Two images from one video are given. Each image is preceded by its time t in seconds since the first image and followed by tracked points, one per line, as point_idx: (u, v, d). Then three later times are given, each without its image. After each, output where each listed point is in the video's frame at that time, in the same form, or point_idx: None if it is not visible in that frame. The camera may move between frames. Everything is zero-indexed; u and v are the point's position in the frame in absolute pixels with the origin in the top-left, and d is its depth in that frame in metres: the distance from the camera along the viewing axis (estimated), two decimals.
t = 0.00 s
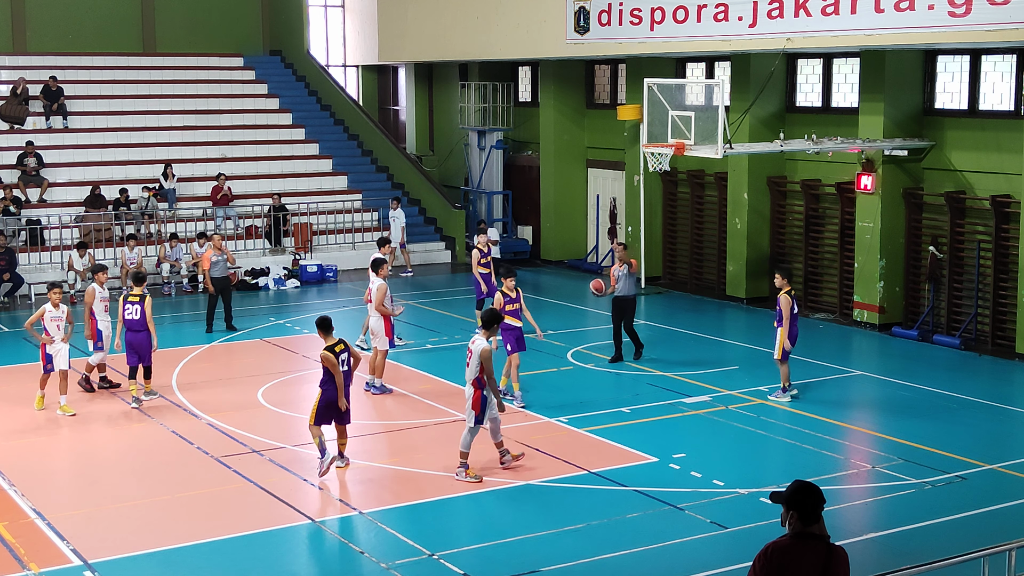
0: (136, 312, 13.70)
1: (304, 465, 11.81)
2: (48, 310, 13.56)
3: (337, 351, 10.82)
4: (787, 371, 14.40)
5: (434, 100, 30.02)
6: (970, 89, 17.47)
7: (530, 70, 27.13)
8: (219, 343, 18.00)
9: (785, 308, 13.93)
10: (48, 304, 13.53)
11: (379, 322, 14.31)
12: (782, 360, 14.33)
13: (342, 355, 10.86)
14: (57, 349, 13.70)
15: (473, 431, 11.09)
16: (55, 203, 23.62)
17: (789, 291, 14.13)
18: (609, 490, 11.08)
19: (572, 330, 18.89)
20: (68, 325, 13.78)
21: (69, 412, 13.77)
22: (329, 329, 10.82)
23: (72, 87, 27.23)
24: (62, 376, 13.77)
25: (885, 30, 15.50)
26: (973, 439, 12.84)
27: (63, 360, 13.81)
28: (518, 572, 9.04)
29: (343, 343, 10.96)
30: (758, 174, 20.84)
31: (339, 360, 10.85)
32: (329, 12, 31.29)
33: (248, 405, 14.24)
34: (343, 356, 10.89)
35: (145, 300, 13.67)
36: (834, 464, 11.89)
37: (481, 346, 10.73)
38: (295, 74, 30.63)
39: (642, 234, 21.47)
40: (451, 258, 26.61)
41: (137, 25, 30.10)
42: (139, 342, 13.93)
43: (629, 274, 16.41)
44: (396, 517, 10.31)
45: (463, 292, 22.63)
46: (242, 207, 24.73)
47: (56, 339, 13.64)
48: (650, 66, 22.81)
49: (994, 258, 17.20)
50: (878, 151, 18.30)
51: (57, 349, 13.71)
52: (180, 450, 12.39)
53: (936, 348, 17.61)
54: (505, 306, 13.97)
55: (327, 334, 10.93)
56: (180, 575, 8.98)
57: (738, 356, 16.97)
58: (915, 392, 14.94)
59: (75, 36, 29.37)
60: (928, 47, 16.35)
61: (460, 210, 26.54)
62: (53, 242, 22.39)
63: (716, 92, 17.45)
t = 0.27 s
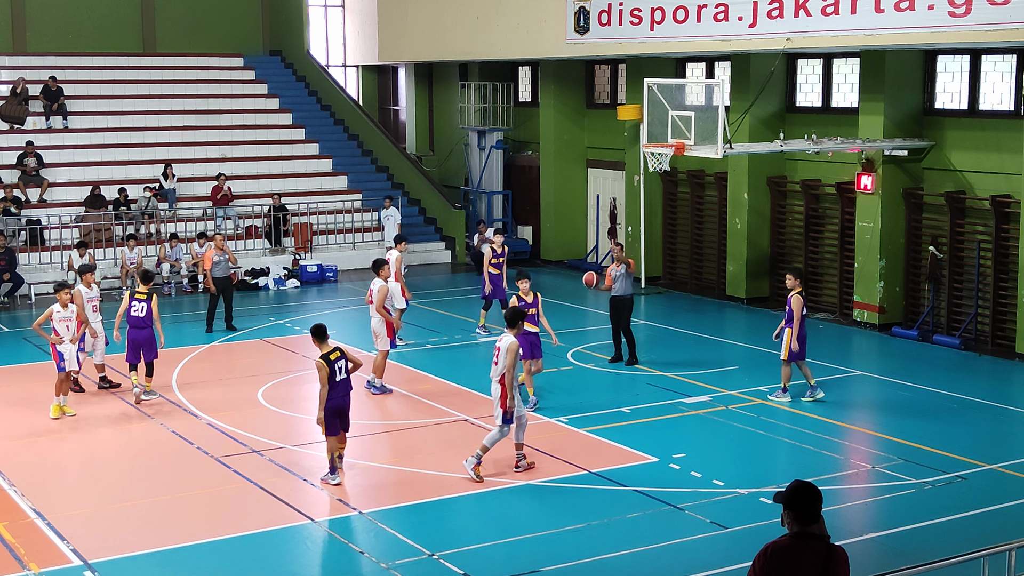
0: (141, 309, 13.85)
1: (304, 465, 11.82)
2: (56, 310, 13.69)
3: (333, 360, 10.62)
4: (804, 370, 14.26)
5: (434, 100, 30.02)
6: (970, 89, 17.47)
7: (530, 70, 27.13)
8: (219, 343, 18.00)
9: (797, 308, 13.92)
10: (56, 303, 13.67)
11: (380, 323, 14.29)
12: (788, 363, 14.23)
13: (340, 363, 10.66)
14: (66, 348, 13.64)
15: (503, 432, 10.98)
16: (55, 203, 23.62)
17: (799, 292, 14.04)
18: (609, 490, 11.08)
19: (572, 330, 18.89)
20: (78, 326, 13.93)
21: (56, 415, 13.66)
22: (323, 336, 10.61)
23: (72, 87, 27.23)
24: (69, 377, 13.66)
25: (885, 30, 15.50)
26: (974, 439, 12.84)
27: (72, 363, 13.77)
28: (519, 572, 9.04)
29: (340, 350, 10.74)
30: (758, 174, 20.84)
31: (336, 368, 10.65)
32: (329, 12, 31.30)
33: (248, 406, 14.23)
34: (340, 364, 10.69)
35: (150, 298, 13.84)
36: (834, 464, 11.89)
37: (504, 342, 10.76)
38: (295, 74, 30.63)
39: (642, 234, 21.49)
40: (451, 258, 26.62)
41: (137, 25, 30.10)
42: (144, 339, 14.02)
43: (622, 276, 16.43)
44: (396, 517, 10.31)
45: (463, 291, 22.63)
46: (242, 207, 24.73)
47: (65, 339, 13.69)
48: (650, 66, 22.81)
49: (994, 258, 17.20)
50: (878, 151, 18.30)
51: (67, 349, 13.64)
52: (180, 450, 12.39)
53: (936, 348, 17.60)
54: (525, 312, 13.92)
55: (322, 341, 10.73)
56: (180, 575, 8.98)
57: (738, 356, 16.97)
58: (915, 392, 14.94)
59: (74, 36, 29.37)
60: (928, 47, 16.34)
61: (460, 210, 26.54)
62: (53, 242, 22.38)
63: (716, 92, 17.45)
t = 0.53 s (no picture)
0: (143, 306, 13.93)
1: (304, 465, 11.82)
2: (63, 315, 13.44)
3: (332, 360, 10.61)
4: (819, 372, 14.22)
5: (434, 100, 30.02)
6: (970, 89, 17.47)
7: (530, 70, 27.13)
8: (219, 343, 18.00)
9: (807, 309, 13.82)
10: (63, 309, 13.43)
11: (380, 324, 14.28)
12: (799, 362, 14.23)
13: (338, 364, 10.62)
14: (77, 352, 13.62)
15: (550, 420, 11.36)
16: (55, 203, 23.62)
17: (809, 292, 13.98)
18: (609, 490, 11.08)
19: (572, 330, 18.89)
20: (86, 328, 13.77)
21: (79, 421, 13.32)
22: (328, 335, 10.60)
23: (72, 87, 27.23)
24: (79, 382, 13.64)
25: (885, 30, 15.50)
26: (974, 439, 12.84)
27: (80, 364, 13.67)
28: (519, 572, 9.04)
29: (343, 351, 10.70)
30: (758, 175, 20.84)
31: (334, 369, 10.62)
32: (329, 12, 31.30)
33: (248, 406, 14.24)
34: (339, 365, 10.66)
35: (152, 295, 13.97)
36: (834, 464, 11.89)
37: (529, 338, 10.96)
38: (295, 74, 30.64)
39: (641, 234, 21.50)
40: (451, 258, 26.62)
41: (137, 25, 30.10)
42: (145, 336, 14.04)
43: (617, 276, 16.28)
44: (396, 517, 10.31)
45: (462, 291, 22.63)
46: (242, 207, 24.73)
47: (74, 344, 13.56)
48: (650, 67, 22.81)
49: (994, 258, 17.20)
50: (878, 151, 18.30)
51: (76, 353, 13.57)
52: (180, 450, 12.39)
53: (936, 348, 17.61)
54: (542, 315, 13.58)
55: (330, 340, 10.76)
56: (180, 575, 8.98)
57: (738, 356, 16.97)
58: (915, 392, 14.94)
59: (74, 36, 29.36)
60: (928, 47, 16.34)
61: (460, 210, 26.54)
62: (53, 242, 22.38)
63: (716, 92, 17.45)
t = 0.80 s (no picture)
0: (140, 305, 13.88)
1: (304, 465, 11.82)
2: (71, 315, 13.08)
3: (337, 362, 10.53)
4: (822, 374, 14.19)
5: (434, 101, 30.02)
6: (970, 89, 17.47)
7: (530, 70, 27.13)
8: (219, 343, 18.00)
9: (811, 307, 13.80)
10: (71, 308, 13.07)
11: (380, 324, 14.30)
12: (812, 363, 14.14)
13: (341, 367, 10.54)
14: (83, 354, 13.28)
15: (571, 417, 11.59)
16: (55, 203, 23.62)
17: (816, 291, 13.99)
18: (609, 490, 11.08)
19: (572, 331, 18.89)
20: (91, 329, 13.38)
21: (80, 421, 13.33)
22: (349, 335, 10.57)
23: (72, 87, 27.22)
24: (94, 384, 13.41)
25: (885, 30, 15.50)
26: (974, 439, 12.84)
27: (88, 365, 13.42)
28: (519, 572, 9.04)
29: (351, 355, 10.59)
30: (758, 175, 20.84)
31: (337, 372, 10.55)
32: (329, 12, 31.30)
33: (248, 406, 14.23)
34: (343, 368, 10.57)
35: (148, 293, 13.86)
36: (834, 464, 11.89)
37: (563, 338, 11.17)
38: (295, 74, 30.64)
39: (641, 234, 21.52)
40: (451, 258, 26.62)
41: (137, 25, 30.09)
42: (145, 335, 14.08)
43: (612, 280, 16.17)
44: (396, 517, 10.32)
45: (462, 291, 22.64)
46: (242, 207, 24.73)
47: (84, 344, 13.24)
48: (650, 66, 22.81)
49: (994, 258, 17.20)
50: (878, 151, 18.30)
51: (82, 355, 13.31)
52: (180, 450, 12.39)
53: (936, 348, 17.61)
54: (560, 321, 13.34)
55: (346, 342, 10.68)
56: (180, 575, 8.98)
57: (738, 356, 16.97)
58: (915, 392, 14.94)
59: (74, 36, 29.36)
60: (928, 47, 16.34)
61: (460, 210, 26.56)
62: (53, 242, 22.38)
63: (716, 92, 17.45)
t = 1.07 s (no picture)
0: (134, 305, 13.90)
1: (304, 465, 11.82)
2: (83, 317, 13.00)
3: (350, 361, 10.53)
4: (830, 377, 14.11)
5: (434, 101, 30.02)
6: (970, 89, 17.47)
7: (530, 71, 27.13)
8: (219, 343, 18.00)
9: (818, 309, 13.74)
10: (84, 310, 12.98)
11: (381, 324, 14.36)
12: (825, 365, 14.06)
13: (350, 366, 10.50)
14: (94, 358, 13.13)
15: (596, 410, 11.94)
16: (55, 203, 23.62)
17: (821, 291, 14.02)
18: (609, 490, 11.08)
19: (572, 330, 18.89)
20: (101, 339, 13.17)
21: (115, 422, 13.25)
22: (366, 336, 10.54)
23: (72, 88, 27.23)
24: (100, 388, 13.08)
25: (885, 30, 15.49)
26: (974, 439, 12.83)
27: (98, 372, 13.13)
28: (519, 572, 9.04)
29: (363, 356, 10.52)
30: (758, 175, 20.84)
31: (347, 370, 10.52)
32: (329, 13, 31.31)
33: (248, 406, 14.24)
34: (353, 367, 10.52)
35: (142, 293, 13.83)
36: (834, 464, 11.89)
37: (585, 327, 11.71)
38: (295, 74, 30.64)
39: (641, 234, 21.53)
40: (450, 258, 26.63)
41: (137, 25, 30.10)
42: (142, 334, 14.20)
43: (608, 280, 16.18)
44: (396, 517, 10.31)
45: (463, 291, 22.63)
46: (242, 207, 24.73)
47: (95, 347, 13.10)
48: (650, 66, 22.81)
49: (994, 258, 17.19)
50: (878, 151, 18.30)
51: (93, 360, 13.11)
52: (180, 450, 12.39)
53: (936, 348, 17.61)
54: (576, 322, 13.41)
55: (366, 343, 10.61)
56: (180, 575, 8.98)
57: (738, 356, 16.97)
58: (915, 392, 14.93)
59: (74, 36, 29.36)
60: (928, 47, 16.35)
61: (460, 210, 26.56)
62: (53, 242, 22.38)
63: (716, 92, 17.45)
